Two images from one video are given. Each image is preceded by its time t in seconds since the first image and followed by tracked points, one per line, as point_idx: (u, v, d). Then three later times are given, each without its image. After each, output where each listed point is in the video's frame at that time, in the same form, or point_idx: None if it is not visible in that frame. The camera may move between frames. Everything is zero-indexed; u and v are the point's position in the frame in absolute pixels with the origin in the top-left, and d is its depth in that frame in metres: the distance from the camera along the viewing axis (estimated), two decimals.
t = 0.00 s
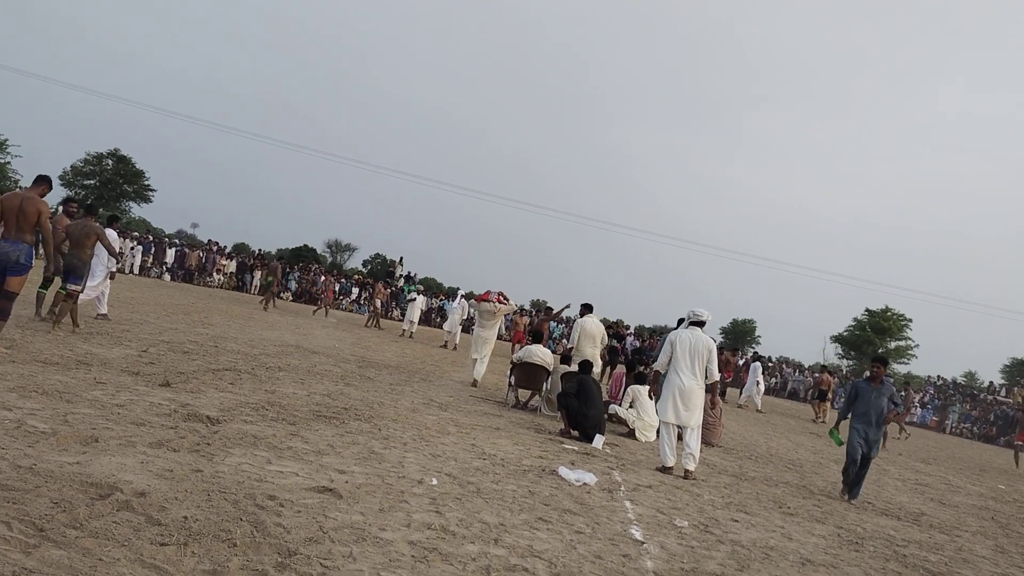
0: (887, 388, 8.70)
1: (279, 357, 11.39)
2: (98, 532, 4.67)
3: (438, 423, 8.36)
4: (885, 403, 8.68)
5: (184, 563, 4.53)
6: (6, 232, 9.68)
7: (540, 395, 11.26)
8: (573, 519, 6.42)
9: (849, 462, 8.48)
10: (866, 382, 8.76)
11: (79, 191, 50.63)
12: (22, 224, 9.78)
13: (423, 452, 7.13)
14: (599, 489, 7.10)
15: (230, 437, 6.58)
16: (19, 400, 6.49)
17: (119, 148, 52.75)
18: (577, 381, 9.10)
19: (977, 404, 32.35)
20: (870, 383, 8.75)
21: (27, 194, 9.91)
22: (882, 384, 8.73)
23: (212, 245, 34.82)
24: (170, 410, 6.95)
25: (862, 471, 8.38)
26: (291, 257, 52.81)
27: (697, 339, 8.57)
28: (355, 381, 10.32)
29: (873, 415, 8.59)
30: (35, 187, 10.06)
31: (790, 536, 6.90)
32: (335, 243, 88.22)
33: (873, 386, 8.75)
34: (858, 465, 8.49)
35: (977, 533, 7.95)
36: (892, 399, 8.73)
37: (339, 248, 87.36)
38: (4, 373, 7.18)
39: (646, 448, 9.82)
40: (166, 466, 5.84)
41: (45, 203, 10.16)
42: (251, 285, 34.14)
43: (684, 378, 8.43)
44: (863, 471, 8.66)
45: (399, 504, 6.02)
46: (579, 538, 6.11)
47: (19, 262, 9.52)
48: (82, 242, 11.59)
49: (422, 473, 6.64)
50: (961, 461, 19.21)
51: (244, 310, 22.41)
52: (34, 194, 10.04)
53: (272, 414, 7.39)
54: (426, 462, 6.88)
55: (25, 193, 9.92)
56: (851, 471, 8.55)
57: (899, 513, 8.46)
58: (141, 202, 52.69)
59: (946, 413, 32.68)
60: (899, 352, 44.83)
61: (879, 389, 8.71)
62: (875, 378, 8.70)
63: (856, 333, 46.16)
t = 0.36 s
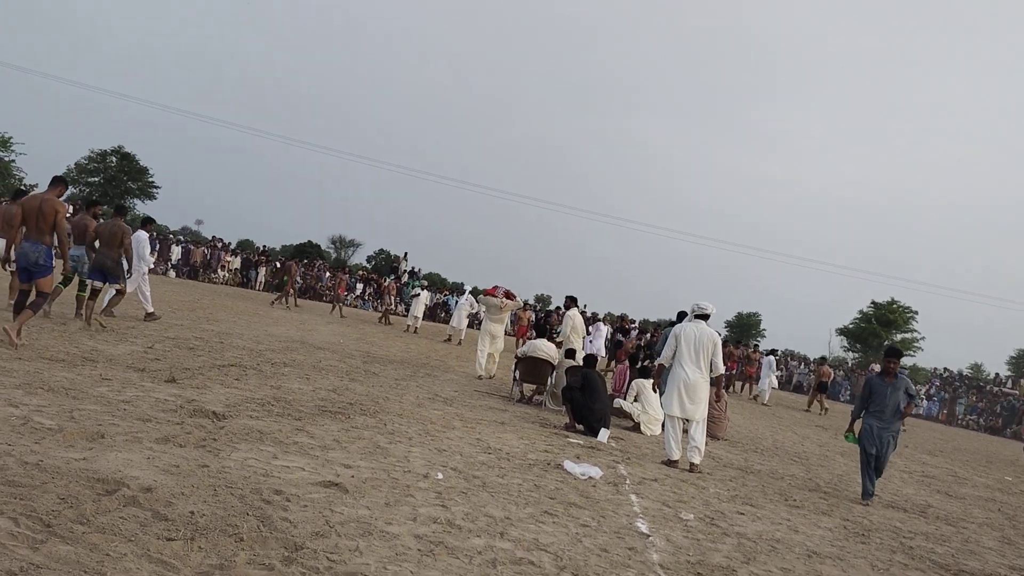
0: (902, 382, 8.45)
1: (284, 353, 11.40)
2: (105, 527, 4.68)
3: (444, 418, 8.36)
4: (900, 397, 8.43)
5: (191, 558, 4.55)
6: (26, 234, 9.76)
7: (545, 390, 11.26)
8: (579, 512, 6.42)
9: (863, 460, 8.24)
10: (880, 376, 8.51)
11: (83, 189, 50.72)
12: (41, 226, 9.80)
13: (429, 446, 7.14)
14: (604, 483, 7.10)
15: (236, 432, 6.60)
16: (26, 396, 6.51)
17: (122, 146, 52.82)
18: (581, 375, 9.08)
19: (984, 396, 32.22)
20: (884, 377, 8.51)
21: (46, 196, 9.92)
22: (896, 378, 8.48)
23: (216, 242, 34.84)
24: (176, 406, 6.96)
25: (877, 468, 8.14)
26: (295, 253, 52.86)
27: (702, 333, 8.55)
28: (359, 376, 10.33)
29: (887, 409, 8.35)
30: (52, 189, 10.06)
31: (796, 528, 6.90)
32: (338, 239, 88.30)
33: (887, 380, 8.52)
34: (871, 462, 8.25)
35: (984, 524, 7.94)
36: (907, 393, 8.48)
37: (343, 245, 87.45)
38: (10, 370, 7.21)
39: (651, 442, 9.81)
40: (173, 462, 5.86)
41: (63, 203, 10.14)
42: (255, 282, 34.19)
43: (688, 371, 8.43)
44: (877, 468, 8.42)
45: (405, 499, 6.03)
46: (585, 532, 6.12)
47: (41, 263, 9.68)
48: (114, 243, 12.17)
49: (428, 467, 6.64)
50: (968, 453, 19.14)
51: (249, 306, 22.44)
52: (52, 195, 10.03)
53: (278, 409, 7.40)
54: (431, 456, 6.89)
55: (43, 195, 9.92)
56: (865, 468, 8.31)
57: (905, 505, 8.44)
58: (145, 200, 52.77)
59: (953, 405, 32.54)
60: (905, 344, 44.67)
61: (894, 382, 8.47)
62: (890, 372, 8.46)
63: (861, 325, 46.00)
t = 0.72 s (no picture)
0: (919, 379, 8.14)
1: (289, 355, 11.41)
2: (112, 532, 4.69)
3: (449, 418, 8.36)
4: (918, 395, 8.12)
5: (198, 562, 4.55)
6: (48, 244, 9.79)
7: (550, 388, 11.27)
8: (585, 511, 6.41)
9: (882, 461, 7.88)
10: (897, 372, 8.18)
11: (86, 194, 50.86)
12: (60, 235, 9.79)
13: (434, 446, 7.13)
14: (610, 480, 7.09)
15: (242, 435, 6.60)
16: (32, 403, 6.52)
17: (124, 150, 52.51)
18: (586, 372, 9.06)
19: (991, 387, 32.07)
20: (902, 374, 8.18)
21: (65, 207, 9.93)
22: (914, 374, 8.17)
23: (219, 245, 34.88)
24: (182, 409, 6.98)
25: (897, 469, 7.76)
26: (297, 255, 52.95)
27: (706, 329, 8.53)
28: (364, 377, 10.33)
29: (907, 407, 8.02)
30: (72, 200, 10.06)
31: (804, 523, 6.88)
32: (341, 240, 88.44)
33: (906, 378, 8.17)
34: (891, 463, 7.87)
35: (993, 516, 7.91)
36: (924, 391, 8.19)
37: (346, 245, 87.62)
38: (16, 377, 7.22)
39: (656, 438, 9.80)
40: (179, 466, 5.86)
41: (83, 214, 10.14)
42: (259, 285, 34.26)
43: (692, 367, 8.42)
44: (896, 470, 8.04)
45: (411, 499, 6.02)
46: (591, 530, 6.11)
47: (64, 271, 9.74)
48: (143, 254, 12.46)
49: (434, 467, 6.63)
50: (976, 444, 19.06)
51: (253, 309, 22.48)
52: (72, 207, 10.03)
53: (283, 411, 7.40)
54: (437, 456, 6.89)
55: (62, 206, 9.92)
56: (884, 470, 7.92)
57: (913, 498, 8.41)
58: (148, 204, 52.91)
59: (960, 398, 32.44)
60: (910, 337, 44.52)
61: (913, 380, 8.14)
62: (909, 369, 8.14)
63: (866, 318, 45.85)
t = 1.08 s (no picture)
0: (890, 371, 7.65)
1: (250, 364, 11.30)
2: (69, 547, 4.63)
3: (411, 421, 8.35)
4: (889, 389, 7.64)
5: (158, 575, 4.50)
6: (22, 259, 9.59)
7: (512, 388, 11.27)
8: (549, 509, 6.44)
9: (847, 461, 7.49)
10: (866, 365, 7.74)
11: (34, 206, 49.76)
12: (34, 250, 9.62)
13: (396, 450, 7.12)
14: (574, 478, 7.14)
15: (201, 444, 6.54)
16: None
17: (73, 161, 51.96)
18: (547, 372, 9.10)
19: (944, 373, 32.84)
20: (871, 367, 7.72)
21: (38, 221, 9.76)
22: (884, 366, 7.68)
23: (173, 253, 34.28)
24: (138, 421, 6.88)
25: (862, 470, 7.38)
26: (255, 262, 52.35)
27: (665, 325, 8.61)
28: (324, 383, 10.27)
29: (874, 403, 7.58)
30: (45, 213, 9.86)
31: (765, 514, 6.98)
32: (299, 247, 87.73)
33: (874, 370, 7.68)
34: (856, 462, 7.48)
35: (948, 500, 8.11)
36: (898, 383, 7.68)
37: (303, 251, 86.96)
38: None
39: (619, 435, 9.87)
40: (137, 478, 5.79)
41: (56, 230, 10.02)
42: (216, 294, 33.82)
43: (653, 363, 8.50)
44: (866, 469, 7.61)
45: (374, 504, 6.00)
46: (556, 528, 6.15)
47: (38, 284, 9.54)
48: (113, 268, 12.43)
49: (397, 470, 6.62)
50: (930, 431, 19.52)
51: (212, 319, 22.20)
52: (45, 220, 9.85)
53: (242, 419, 7.35)
54: (399, 459, 6.88)
55: (36, 221, 9.75)
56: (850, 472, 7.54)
57: (871, 485, 8.59)
58: (100, 214, 51.99)
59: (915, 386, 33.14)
60: (865, 327, 45.37)
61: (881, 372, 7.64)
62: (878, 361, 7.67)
63: (821, 310, 46.55)
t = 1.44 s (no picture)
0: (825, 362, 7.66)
1: (175, 374, 11.08)
2: None
3: (343, 428, 8.35)
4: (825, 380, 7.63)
5: None
6: None
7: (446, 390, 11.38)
8: (482, 511, 6.45)
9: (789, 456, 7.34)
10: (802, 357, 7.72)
11: None
12: None
13: (327, 458, 7.10)
14: (507, 478, 7.20)
15: (122, 459, 6.39)
16: None
17: None
18: (481, 373, 9.19)
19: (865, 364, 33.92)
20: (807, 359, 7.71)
21: None
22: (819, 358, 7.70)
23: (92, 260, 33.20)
24: (56, 436, 6.67)
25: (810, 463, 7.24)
26: (179, 267, 51.01)
27: (600, 325, 8.81)
28: (252, 392, 10.16)
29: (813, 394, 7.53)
30: None
31: (694, 506, 7.16)
32: (223, 252, 85.76)
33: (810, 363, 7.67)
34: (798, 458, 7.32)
35: (868, 489, 8.46)
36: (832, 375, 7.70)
37: (230, 257, 85.23)
38: None
39: (554, 434, 10.04)
40: (55, 496, 5.62)
41: None
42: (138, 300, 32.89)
43: (589, 362, 8.70)
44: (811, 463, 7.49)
45: (304, 514, 5.92)
46: (489, 530, 6.14)
47: None
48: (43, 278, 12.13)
49: (327, 479, 6.58)
50: (853, 419, 20.28)
51: (137, 327, 21.59)
52: None
53: (166, 432, 7.22)
54: (330, 467, 6.84)
55: None
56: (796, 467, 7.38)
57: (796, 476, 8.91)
58: (14, 221, 50.09)
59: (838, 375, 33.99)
60: (791, 320, 46.60)
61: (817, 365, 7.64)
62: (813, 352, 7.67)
63: (749, 305, 47.60)
